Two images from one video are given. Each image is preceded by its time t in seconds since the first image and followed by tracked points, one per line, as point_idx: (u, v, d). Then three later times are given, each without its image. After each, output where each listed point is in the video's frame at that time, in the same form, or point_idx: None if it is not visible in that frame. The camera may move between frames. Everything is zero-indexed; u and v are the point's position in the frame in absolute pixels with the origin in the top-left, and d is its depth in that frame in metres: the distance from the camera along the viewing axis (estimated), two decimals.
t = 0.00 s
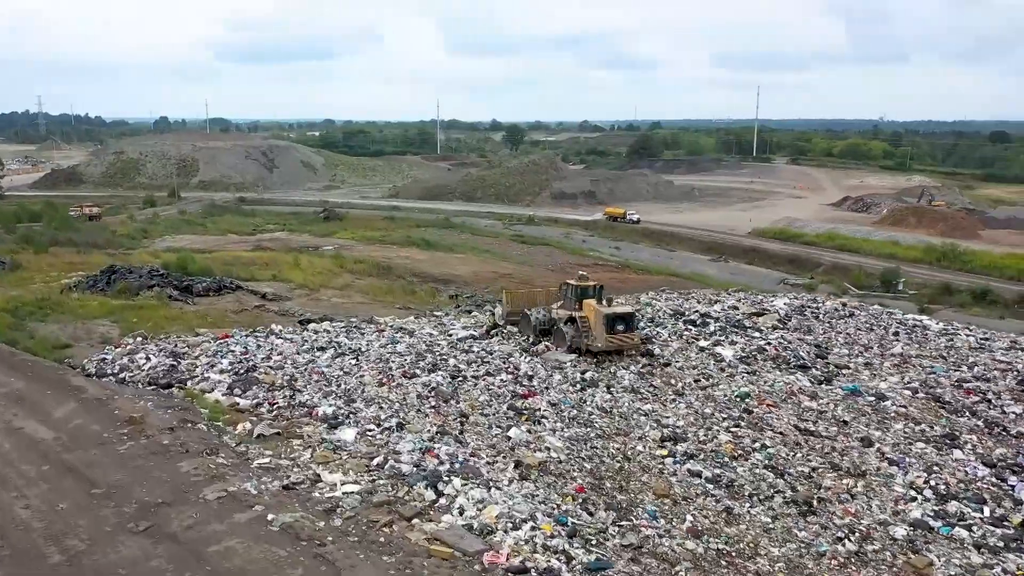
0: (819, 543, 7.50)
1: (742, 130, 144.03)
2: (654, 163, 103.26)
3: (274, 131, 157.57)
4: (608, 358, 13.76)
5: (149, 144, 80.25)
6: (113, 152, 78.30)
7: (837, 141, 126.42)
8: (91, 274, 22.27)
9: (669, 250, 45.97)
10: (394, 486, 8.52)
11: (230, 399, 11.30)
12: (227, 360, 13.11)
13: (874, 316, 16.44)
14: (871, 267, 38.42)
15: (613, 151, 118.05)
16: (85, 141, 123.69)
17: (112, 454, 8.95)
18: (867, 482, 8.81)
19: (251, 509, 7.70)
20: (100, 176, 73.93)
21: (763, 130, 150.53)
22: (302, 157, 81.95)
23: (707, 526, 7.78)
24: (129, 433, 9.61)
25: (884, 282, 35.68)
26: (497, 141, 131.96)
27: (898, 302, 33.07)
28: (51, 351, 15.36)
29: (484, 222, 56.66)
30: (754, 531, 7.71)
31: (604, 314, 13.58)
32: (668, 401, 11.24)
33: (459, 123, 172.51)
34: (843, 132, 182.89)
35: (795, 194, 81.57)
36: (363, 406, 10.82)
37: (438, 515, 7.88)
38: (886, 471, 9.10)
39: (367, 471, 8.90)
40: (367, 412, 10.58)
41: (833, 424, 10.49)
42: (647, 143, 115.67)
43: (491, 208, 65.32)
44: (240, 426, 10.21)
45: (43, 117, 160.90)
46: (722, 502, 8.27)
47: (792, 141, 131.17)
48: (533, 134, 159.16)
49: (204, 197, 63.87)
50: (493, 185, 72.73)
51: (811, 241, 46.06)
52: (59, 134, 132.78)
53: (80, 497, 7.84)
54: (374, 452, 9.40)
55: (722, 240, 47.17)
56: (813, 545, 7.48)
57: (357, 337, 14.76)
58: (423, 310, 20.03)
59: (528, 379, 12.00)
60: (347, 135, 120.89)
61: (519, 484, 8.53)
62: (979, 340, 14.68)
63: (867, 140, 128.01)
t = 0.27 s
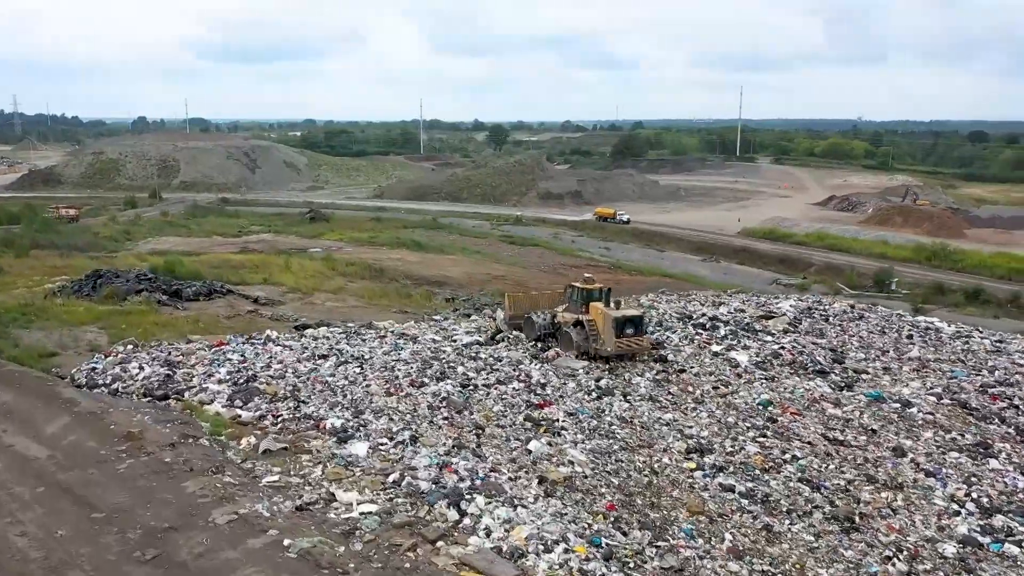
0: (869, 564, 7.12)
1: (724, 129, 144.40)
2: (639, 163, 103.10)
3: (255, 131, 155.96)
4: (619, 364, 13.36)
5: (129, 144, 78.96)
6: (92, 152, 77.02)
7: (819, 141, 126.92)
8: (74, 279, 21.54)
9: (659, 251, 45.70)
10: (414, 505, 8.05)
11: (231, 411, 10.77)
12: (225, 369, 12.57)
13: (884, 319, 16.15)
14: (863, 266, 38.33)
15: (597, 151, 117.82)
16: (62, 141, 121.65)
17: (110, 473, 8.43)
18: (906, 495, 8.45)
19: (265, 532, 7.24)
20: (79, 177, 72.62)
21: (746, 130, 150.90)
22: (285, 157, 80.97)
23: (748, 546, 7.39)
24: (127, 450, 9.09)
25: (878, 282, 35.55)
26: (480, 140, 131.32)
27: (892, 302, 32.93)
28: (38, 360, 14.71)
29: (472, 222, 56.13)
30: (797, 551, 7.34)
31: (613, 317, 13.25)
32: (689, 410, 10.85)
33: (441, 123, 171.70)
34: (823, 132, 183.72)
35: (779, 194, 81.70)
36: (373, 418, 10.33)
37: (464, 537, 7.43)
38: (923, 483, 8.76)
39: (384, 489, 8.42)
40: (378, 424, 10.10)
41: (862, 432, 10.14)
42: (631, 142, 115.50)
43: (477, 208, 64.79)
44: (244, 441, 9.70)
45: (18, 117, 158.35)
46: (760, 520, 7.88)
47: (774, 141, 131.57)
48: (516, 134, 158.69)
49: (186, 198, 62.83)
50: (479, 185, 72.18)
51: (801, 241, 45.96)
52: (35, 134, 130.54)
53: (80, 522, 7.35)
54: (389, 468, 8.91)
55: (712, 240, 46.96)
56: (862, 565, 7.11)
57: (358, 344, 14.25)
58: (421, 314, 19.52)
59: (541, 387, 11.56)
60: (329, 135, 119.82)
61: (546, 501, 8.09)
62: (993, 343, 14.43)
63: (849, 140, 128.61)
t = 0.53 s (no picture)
0: None
1: (707, 129, 144.62)
2: (624, 162, 102.93)
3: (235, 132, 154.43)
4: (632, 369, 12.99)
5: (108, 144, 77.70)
6: (69, 152, 75.72)
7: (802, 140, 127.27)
8: (57, 284, 20.85)
9: (648, 251, 45.48)
10: (436, 526, 7.60)
11: (232, 424, 10.26)
12: (223, 379, 12.03)
13: (893, 321, 15.91)
14: (854, 266, 38.26)
15: (581, 151, 117.58)
16: (37, 142, 119.73)
17: (109, 495, 7.92)
18: (945, 508, 8.12)
19: (281, 560, 6.79)
20: (56, 178, 71.36)
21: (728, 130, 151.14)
22: (267, 157, 80.02)
23: (791, 567, 7.02)
24: (127, 468, 8.60)
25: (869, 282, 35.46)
26: (464, 140, 130.62)
27: (885, 302, 32.84)
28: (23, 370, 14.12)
29: (458, 223, 55.59)
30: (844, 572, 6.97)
31: (621, 322, 12.86)
32: (710, 419, 10.46)
33: (423, 124, 170.89)
34: (804, 131, 184.49)
35: (764, 193, 81.80)
36: (383, 431, 9.86)
37: (492, 561, 7.01)
38: (962, 495, 8.42)
39: (402, 509, 7.96)
40: (389, 437, 9.64)
41: (890, 440, 9.83)
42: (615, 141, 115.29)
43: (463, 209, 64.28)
44: (249, 456, 9.19)
45: None
46: (801, 537, 7.51)
47: (757, 141, 131.87)
48: (498, 134, 158.17)
49: (167, 199, 61.86)
50: (464, 185, 71.66)
51: (790, 241, 45.88)
52: (9, 134, 128.29)
53: (80, 551, 6.88)
54: (406, 485, 8.45)
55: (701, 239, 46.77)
56: None
57: (359, 351, 13.76)
58: (418, 318, 19.04)
59: (554, 396, 11.13)
60: (311, 135, 118.74)
61: (574, 520, 7.67)
62: (1007, 345, 14.20)
63: (831, 139, 129.08)
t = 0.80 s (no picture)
0: None
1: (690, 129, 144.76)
2: (608, 162, 102.64)
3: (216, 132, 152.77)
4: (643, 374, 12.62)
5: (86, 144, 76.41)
6: (46, 152, 74.39)
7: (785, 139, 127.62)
8: (39, 289, 20.15)
9: (638, 251, 45.20)
10: (461, 548, 7.17)
11: (234, 438, 9.76)
12: (220, 388, 11.52)
13: (902, 323, 15.65)
14: (845, 266, 38.16)
15: (565, 150, 117.23)
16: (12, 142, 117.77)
17: (109, 517, 7.45)
18: (987, 520, 7.82)
19: None
20: (33, 179, 70.05)
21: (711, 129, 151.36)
22: (249, 157, 79.01)
23: None
24: (127, 486, 8.12)
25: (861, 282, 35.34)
26: (448, 139, 129.90)
27: (878, 302, 32.69)
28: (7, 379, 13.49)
29: (445, 223, 55.05)
30: None
31: (628, 324, 12.44)
32: (732, 428, 10.10)
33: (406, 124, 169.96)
34: (785, 130, 185.13)
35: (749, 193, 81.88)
36: (395, 444, 9.41)
37: None
38: (1001, 506, 8.13)
39: (422, 528, 7.53)
40: (401, 451, 9.19)
41: (919, 449, 9.52)
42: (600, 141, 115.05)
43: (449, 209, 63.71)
44: (255, 472, 8.72)
45: None
46: (844, 555, 7.16)
47: (740, 140, 132.10)
48: (481, 134, 157.51)
49: (148, 200, 60.82)
50: (450, 185, 71.08)
51: (780, 241, 45.76)
52: None
53: None
54: (423, 502, 8.01)
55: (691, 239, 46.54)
56: None
57: (360, 358, 13.27)
58: (415, 322, 18.55)
59: (568, 405, 10.73)
60: (293, 136, 117.57)
61: (605, 539, 7.27)
62: (1020, 348, 13.99)
63: (813, 138, 129.55)
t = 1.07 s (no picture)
0: None
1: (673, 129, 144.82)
2: (593, 161, 102.37)
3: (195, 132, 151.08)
4: (655, 379, 12.27)
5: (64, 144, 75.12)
6: (23, 152, 72.99)
7: (767, 139, 128.03)
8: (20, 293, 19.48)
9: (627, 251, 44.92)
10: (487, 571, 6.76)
11: (236, 452, 9.27)
12: (217, 398, 11.02)
13: (910, 325, 15.37)
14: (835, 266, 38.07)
15: (549, 150, 116.94)
16: None
17: (109, 543, 7.04)
18: None
19: None
20: (9, 180, 68.71)
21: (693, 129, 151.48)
22: (230, 157, 77.98)
23: None
24: (126, 508, 7.64)
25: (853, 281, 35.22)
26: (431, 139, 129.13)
27: (870, 301, 32.56)
28: None
29: (431, 224, 54.47)
30: None
31: (634, 326, 12.15)
32: (753, 437, 9.77)
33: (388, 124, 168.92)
34: (767, 130, 185.85)
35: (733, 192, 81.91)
36: (406, 456, 8.97)
37: None
38: None
39: (444, 549, 7.11)
40: (414, 464, 8.75)
41: (949, 457, 9.23)
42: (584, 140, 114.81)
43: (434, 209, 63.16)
44: (260, 489, 8.25)
45: None
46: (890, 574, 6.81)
47: (723, 140, 132.30)
48: (464, 134, 156.82)
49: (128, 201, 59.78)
50: (435, 186, 70.51)
51: (768, 241, 45.66)
52: None
53: None
54: (442, 520, 7.58)
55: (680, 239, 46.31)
56: None
57: (361, 365, 12.80)
58: (412, 326, 18.08)
59: (582, 413, 10.34)
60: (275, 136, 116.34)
61: (638, 560, 6.88)
62: None
63: (795, 138, 130.02)
